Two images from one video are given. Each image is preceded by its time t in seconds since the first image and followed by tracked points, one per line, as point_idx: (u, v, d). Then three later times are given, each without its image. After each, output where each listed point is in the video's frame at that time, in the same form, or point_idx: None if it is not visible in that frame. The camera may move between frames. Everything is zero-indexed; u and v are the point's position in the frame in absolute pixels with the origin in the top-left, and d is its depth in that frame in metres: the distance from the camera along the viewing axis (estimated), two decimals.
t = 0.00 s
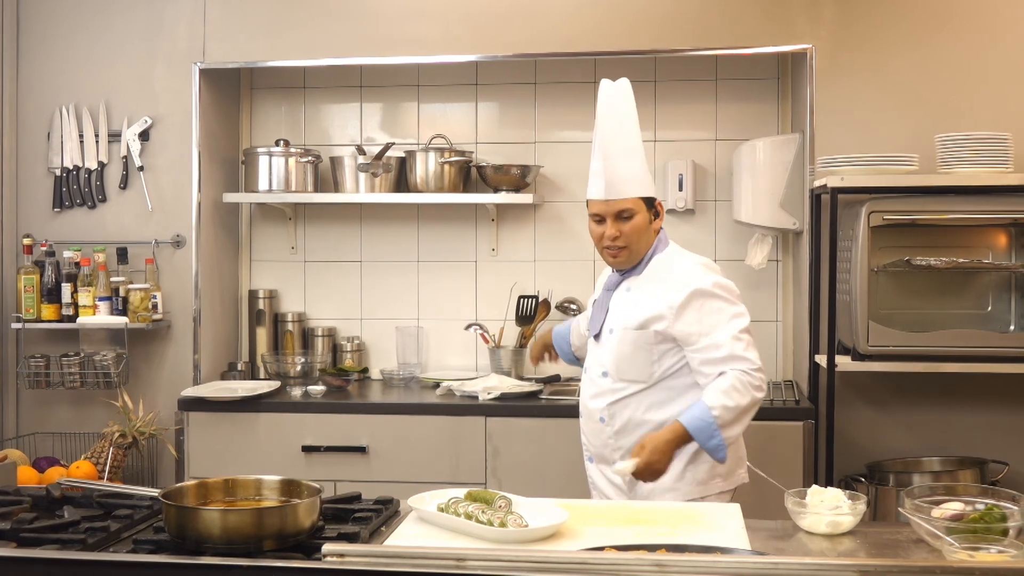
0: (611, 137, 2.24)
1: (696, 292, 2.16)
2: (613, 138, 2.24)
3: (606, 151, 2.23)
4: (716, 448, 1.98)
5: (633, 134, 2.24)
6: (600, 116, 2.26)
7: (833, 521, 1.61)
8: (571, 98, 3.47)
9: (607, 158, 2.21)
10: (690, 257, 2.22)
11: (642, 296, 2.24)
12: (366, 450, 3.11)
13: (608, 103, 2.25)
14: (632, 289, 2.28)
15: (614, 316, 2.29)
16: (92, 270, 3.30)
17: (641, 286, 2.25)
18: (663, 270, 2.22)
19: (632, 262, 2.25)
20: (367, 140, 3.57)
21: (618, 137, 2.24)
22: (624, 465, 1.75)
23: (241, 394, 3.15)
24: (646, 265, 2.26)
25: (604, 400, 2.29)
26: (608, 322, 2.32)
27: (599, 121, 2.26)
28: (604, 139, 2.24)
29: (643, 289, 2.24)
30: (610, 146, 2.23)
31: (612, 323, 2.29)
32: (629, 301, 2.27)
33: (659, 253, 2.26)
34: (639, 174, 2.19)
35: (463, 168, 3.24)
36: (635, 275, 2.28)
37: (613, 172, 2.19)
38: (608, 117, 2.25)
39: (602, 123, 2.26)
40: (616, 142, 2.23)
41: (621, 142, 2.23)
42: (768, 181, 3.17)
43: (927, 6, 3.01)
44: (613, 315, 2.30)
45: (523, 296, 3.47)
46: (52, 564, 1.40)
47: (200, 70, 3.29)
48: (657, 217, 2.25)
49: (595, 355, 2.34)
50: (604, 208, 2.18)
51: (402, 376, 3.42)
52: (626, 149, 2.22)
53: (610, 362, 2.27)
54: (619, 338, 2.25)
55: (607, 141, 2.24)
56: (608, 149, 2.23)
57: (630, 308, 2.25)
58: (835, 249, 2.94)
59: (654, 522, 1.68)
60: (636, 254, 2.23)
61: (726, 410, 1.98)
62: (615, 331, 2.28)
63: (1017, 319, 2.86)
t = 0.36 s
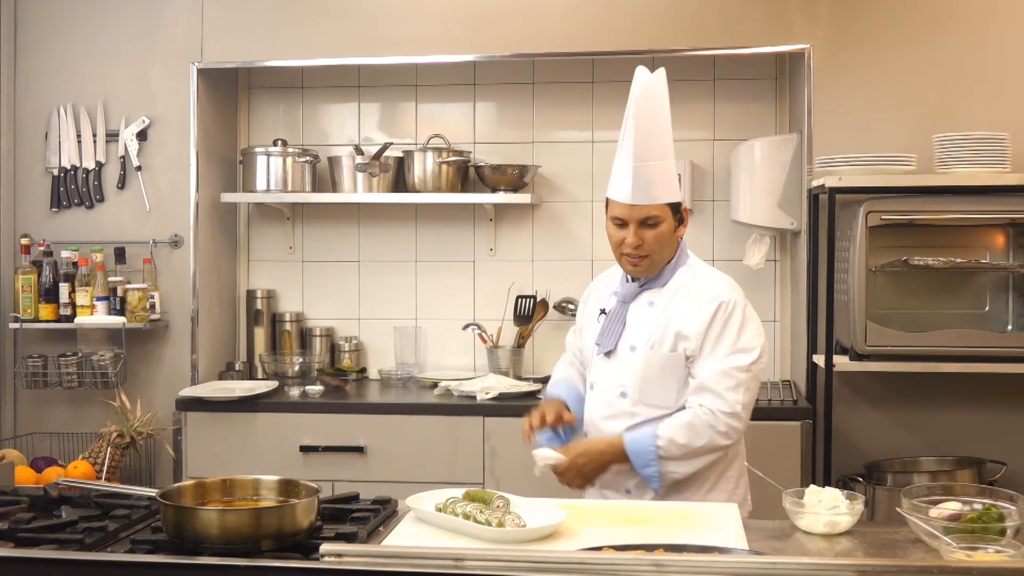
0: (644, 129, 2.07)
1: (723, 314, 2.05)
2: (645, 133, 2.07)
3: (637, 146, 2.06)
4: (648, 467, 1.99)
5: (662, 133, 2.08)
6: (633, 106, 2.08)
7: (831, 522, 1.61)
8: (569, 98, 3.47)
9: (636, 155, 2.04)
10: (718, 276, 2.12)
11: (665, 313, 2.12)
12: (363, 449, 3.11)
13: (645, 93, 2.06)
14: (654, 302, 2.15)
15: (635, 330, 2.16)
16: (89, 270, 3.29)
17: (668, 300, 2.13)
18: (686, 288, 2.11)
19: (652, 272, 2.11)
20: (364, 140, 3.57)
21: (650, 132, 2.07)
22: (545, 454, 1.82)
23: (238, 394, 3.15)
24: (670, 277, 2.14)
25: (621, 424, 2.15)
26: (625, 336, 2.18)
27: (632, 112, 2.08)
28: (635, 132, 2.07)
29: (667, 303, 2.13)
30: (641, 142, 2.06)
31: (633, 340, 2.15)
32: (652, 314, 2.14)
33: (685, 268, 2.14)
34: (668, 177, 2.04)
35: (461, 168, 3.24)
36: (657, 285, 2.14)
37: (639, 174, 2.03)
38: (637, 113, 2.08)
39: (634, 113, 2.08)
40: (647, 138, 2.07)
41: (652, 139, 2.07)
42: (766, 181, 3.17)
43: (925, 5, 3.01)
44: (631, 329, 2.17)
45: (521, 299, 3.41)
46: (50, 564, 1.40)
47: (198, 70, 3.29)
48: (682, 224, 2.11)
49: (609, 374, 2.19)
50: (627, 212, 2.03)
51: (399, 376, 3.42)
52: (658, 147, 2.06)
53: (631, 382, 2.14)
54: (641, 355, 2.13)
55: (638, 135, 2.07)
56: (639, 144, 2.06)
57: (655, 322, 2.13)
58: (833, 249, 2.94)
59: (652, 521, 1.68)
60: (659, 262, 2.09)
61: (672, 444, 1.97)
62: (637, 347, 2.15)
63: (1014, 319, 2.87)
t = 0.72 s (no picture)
0: (606, 126, 1.93)
1: (693, 306, 2.03)
2: (607, 130, 1.94)
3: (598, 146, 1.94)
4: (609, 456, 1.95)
5: (623, 131, 1.94)
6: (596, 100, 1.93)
7: (829, 522, 1.61)
8: (568, 98, 3.48)
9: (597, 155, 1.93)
10: (680, 269, 2.09)
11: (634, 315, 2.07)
12: (362, 449, 3.11)
13: (610, 87, 1.91)
14: (622, 306, 2.08)
15: (605, 338, 2.09)
16: (88, 270, 3.29)
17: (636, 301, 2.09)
18: (651, 284, 2.07)
19: (612, 276, 2.04)
20: (363, 140, 3.57)
21: (612, 130, 1.94)
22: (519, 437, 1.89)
23: (237, 394, 3.15)
24: (635, 279, 2.09)
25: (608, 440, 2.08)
26: (595, 347, 2.10)
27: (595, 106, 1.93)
28: (597, 129, 1.94)
29: (636, 305, 2.07)
30: (602, 141, 1.94)
31: (607, 348, 2.09)
32: (622, 319, 2.08)
33: (648, 266, 2.10)
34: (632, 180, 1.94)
35: (459, 168, 3.25)
36: (623, 289, 2.09)
37: (599, 179, 1.92)
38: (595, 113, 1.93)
39: (596, 108, 1.93)
40: (609, 136, 1.94)
41: (614, 138, 1.94)
42: (764, 182, 3.17)
43: (924, 5, 3.01)
44: (601, 338, 2.10)
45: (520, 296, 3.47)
46: (49, 564, 1.40)
47: (197, 70, 3.29)
48: (642, 225, 2.02)
49: (581, 388, 2.12)
50: (586, 218, 1.93)
51: (398, 376, 3.42)
52: (621, 146, 1.94)
53: (610, 393, 2.07)
54: (618, 363, 2.06)
55: (599, 133, 1.94)
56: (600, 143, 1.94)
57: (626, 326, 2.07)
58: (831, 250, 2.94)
59: (650, 522, 1.68)
60: (617, 265, 2.01)
61: (642, 434, 1.93)
62: (611, 355, 2.08)
63: (1013, 319, 2.87)
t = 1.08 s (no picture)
0: (402, 172, 1.67)
1: (572, 303, 1.85)
2: (407, 176, 1.67)
3: (395, 194, 1.68)
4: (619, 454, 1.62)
5: (438, 168, 1.67)
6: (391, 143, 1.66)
7: (829, 522, 1.62)
8: (568, 98, 3.48)
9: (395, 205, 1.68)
10: (537, 273, 1.91)
11: (512, 335, 1.87)
12: (362, 450, 3.11)
13: (402, 131, 1.65)
14: (494, 333, 1.87)
15: (488, 371, 1.88)
16: (88, 270, 3.29)
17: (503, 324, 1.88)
18: (519, 298, 1.88)
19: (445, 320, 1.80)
20: (363, 140, 3.57)
21: (412, 175, 1.67)
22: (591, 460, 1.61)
23: (236, 394, 3.15)
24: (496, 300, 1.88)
25: (529, 470, 1.91)
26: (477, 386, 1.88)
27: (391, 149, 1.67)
28: (395, 173, 1.67)
29: (509, 328, 1.87)
30: (401, 187, 1.68)
31: (492, 381, 1.88)
32: (497, 348, 1.87)
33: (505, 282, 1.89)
34: (451, 225, 1.68)
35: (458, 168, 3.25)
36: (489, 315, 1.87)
37: (399, 231, 1.69)
38: (393, 157, 1.66)
39: (391, 152, 1.66)
40: (409, 181, 1.67)
41: (413, 183, 1.67)
42: (763, 182, 3.18)
43: (924, 5, 3.01)
44: (485, 373, 1.88)
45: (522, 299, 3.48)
46: (49, 564, 1.40)
47: (197, 70, 3.29)
48: (473, 267, 1.75)
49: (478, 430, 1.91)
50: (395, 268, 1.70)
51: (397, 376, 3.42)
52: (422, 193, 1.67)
53: (514, 424, 1.89)
54: (512, 393, 1.87)
55: (396, 180, 1.68)
56: (396, 191, 1.68)
57: (505, 355, 1.87)
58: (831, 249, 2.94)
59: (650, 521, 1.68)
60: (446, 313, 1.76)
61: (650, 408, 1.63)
62: (500, 387, 1.87)
63: (1013, 319, 2.87)
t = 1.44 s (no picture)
0: (355, 179, 1.66)
1: (526, 305, 1.84)
2: (360, 184, 1.67)
3: (352, 205, 1.67)
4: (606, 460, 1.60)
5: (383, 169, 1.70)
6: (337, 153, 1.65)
7: (828, 521, 1.62)
8: (568, 98, 3.48)
9: (355, 215, 1.66)
10: (486, 277, 1.90)
11: (465, 344, 1.86)
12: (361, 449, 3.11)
13: (348, 138, 1.65)
14: (446, 343, 1.88)
15: (443, 382, 1.87)
16: (88, 270, 3.29)
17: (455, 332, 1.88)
18: (470, 302, 1.87)
19: (406, 329, 1.79)
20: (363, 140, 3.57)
21: (365, 181, 1.67)
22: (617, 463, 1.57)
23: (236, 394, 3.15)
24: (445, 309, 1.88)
25: (495, 476, 1.93)
26: (433, 397, 1.88)
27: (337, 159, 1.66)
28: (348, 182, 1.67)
29: (463, 335, 1.87)
30: (357, 195, 1.67)
31: (449, 392, 1.87)
32: (449, 357, 1.87)
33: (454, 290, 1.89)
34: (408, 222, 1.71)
35: (458, 168, 3.25)
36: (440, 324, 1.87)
37: (365, 238, 1.66)
38: (340, 162, 1.65)
39: (338, 162, 1.66)
40: (363, 188, 1.68)
41: (368, 189, 1.68)
42: (763, 181, 3.18)
43: (923, 4, 3.01)
44: (441, 384, 1.87)
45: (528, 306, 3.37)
46: (49, 564, 1.39)
47: (197, 70, 3.29)
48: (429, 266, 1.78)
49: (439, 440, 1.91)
50: (363, 279, 1.66)
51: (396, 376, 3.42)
52: (377, 197, 1.68)
53: (476, 431, 1.89)
54: (470, 403, 1.87)
55: (349, 189, 1.67)
56: (353, 201, 1.67)
57: (461, 364, 1.87)
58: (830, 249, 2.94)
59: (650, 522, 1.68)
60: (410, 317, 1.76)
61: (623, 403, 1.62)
62: (457, 398, 1.87)
63: (1012, 319, 2.87)
